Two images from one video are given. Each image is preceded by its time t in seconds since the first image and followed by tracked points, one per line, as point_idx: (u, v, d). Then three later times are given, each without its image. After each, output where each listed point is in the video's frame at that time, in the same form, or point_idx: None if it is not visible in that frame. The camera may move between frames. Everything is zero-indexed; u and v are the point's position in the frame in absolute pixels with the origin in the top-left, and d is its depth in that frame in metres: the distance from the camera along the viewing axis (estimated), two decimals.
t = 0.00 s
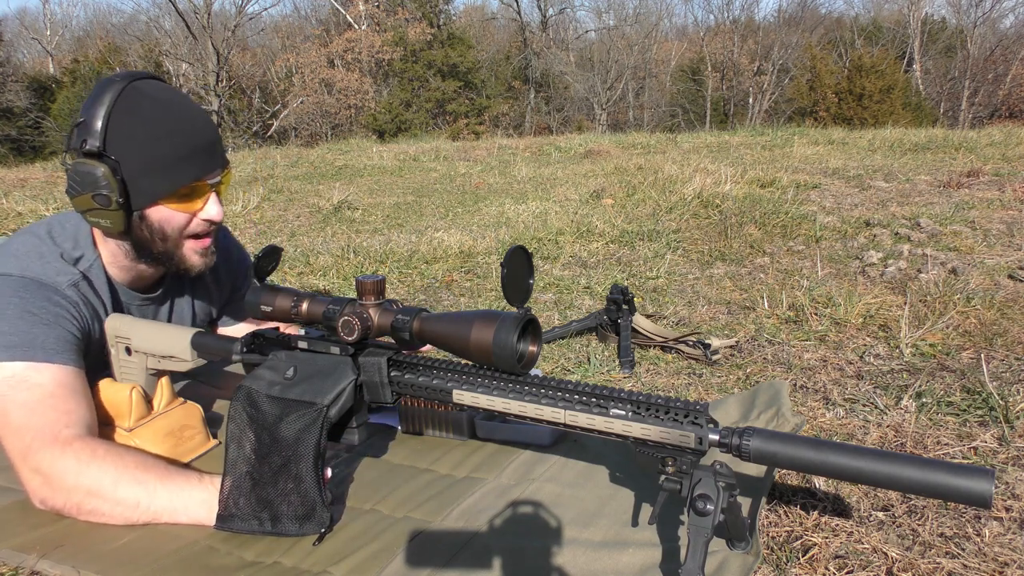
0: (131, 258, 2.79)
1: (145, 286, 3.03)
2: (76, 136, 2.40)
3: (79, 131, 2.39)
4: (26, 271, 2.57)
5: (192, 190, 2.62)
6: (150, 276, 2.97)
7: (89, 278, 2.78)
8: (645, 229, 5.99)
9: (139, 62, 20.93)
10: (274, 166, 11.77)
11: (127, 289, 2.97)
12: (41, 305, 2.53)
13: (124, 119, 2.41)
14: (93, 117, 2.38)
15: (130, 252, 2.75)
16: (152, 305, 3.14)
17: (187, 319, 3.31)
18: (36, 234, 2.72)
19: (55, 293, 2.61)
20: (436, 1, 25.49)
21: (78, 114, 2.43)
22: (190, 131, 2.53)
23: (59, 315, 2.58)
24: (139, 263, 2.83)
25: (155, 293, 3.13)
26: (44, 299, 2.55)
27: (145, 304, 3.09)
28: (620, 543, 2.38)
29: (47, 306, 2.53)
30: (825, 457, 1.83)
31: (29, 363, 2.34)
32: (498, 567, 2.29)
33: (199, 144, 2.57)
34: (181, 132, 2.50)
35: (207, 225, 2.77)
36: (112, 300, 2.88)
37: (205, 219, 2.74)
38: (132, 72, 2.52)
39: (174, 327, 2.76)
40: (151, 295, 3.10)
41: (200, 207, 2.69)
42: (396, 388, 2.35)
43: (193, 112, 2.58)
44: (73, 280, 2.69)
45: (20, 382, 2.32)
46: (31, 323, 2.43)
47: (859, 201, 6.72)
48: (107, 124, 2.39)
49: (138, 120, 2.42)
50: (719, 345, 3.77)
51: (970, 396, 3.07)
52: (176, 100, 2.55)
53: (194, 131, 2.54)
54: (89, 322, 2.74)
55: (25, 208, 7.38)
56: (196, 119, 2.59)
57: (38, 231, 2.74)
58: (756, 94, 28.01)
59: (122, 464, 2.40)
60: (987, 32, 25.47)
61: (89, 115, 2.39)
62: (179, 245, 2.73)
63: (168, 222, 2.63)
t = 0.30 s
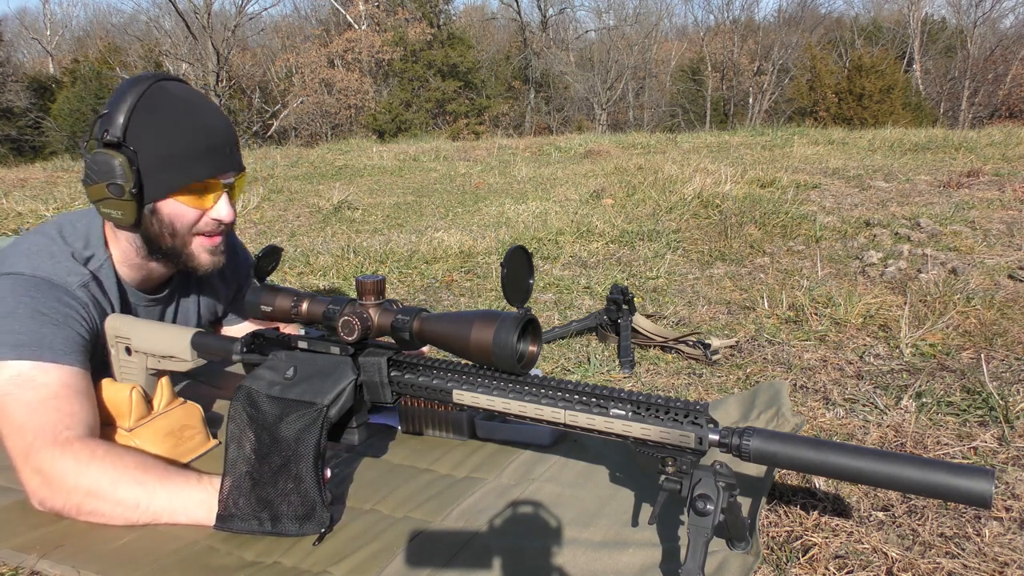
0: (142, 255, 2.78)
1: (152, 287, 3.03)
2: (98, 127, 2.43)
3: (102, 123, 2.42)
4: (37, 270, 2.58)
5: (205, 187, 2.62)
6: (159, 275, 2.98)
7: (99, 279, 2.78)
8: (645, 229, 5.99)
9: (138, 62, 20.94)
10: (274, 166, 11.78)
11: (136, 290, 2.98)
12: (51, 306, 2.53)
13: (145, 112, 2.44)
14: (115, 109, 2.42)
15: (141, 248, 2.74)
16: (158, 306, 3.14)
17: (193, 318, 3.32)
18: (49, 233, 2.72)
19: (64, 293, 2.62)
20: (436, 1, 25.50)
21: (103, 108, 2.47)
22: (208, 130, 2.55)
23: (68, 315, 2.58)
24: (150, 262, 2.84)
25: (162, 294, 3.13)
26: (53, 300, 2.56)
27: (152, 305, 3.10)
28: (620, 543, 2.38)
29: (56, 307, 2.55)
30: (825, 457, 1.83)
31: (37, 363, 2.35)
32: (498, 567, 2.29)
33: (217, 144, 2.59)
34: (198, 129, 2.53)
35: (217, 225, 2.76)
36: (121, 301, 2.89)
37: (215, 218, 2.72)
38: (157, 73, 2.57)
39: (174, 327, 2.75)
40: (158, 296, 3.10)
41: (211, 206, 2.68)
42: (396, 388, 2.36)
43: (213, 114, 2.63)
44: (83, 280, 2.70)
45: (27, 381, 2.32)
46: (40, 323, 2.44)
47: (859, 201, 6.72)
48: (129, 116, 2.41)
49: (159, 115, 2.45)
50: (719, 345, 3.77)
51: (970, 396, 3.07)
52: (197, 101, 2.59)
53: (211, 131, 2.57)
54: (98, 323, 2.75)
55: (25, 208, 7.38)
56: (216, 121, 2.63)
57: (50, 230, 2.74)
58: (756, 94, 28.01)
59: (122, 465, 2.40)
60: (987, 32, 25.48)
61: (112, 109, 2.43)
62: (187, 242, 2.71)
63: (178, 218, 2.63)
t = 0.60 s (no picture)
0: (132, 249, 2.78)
1: (152, 286, 3.02)
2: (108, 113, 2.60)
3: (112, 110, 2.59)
4: (43, 271, 2.59)
5: (177, 179, 2.57)
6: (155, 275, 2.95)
7: (104, 278, 2.79)
8: (645, 229, 5.99)
9: (139, 62, 20.99)
10: (274, 166, 11.78)
11: (139, 290, 2.98)
12: (55, 305, 2.54)
13: (142, 103, 2.54)
14: (121, 101, 2.57)
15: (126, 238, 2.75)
16: (160, 306, 3.13)
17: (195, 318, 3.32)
18: (54, 233, 2.73)
19: (70, 293, 2.63)
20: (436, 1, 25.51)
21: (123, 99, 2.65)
22: (197, 125, 2.55)
23: (73, 315, 2.59)
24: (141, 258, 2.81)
25: (165, 293, 3.12)
26: (58, 299, 2.57)
27: (155, 304, 3.09)
28: (620, 543, 2.38)
29: (61, 307, 2.55)
30: (825, 457, 1.83)
31: (43, 363, 2.36)
32: (498, 567, 2.29)
33: (201, 138, 2.56)
34: (188, 122, 2.53)
35: (188, 221, 2.66)
36: (125, 302, 2.90)
37: (181, 213, 2.63)
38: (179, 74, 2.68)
39: (174, 328, 2.75)
40: (160, 295, 3.09)
41: (177, 199, 2.60)
42: (396, 388, 2.36)
43: (214, 113, 2.64)
44: (88, 280, 2.71)
45: (30, 381, 2.32)
46: (45, 322, 2.44)
47: (859, 201, 6.72)
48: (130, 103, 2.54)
49: (154, 104, 2.53)
50: (719, 345, 3.77)
51: (970, 396, 3.07)
52: (203, 101, 2.63)
53: (199, 126, 2.56)
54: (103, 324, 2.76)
55: (25, 208, 7.38)
56: (212, 119, 2.61)
57: (55, 229, 2.75)
58: (756, 94, 28.01)
59: (122, 464, 2.40)
60: (987, 32, 25.49)
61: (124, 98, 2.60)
62: (153, 232, 2.65)
63: (148, 204, 2.61)
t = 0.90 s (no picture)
0: (121, 252, 2.76)
1: (147, 288, 3.03)
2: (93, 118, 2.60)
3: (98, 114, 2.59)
4: (31, 268, 2.59)
5: (166, 180, 2.57)
6: (144, 279, 2.95)
7: (93, 276, 2.78)
8: (645, 229, 5.99)
9: (139, 62, 21.03)
10: (274, 166, 11.78)
11: (133, 292, 2.99)
12: (45, 304, 2.53)
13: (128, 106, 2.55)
14: (106, 105, 2.57)
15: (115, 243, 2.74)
16: (157, 307, 3.14)
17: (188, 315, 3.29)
18: (42, 232, 2.72)
19: (59, 290, 2.62)
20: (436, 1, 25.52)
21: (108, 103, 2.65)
22: (184, 126, 2.56)
23: (63, 312, 2.58)
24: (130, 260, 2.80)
25: (160, 295, 3.13)
26: (47, 296, 2.56)
27: (150, 304, 3.09)
28: (620, 543, 2.38)
29: (51, 304, 2.54)
30: (826, 458, 1.83)
31: (35, 362, 2.36)
32: (498, 567, 2.29)
33: (189, 139, 2.57)
34: (174, 124, 2.54)
35: (177, 223, 2.66)
36: (115, 299, 2.89)
37: (171, 215, 2.63)
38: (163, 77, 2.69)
39: (173, 327, 2.75)
40: (158, 297, 3.11)
41: (167, 200, 2.60)
42: (396, 388, 2.36)
43: (201, 115, 2.64)
44: (77, 277, 2.70)
45: (25, 380, 2.34)
46: (34, 320, 2.43)
47: (859, 201, 6.72)
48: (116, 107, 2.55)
49: (140, 107, 2.54)
50: (719, 345, 3.77)
51: (970, 396, 3.07)
52: (189, 103, 2.64)
53: (186, 127, 2.57)
54: (94, 320, 2.75)
55: (25, 208, 7.38)
56: (200, 120, 2.63)
57: (43, 228, 2.74)
58: (756, 94, 28.02)
59: (124, 462, 2.41)
60: (987, 32, 25.49)
61: (109, 102, 2.60)
62: (143, 235, 2.64)
63: (136, 207, 2.60)
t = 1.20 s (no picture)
0: (77, 252, 2.70)
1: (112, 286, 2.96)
2: None
3: None
4: None
5: (86, 163, 2.56)
6: (108, 276, 2.88)
7: (62, 277, 2.75)
8: (645, 229, 5.99)
9: (139, 62, 21.03)
10: (274, 166, 11.78)
11: (100, 290, 2.92)
12: (17, 308, 2.52)
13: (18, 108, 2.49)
14: None
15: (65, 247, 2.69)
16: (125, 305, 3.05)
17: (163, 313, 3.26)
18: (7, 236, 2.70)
19: (29, 294, 2.60)
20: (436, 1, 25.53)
21: None
22: (77, 103, 2.53)
23: (37, 315, 2.56)
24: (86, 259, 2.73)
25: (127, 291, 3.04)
26: (16, 301, 2.54)
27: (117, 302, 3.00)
28: (620, 543, 2.38)
29: (22, 308, 2.53)
30: (827, 459, 1.83)
31: (13, 368, 2.38)
32: (498, 567, 2.29)
33: (90, 114, 2.55)
34: (66, 105, 2.50)
35: (116, 202, 2.66)
36: (81, 299, 2.84)
37: (107, 195, 2.62)
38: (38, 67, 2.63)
39: (172, 328, 2.76)
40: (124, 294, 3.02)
41: (97, 182, 2.60)
42: (396, 388, 2.36)
43: (89, 86, 2.60)
44: (45, 279, 2.67)
45: (6, 387, 2.36)
46: (7, 326, 2.43)
47: (859, 201, 6.72)
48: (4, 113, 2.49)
49: (26, 101, 2.48)
50: (719, 345, 3.77)
51: (970, 396, 3.07)
52: (70, 78, 2.58)
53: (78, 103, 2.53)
54: (67, 321, 2.73)
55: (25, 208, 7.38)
56: (92, 94, 2.59)
57: (7, 232, 2.72)
58: (756, 94, 28.03)
59: (118, 464, 2.41)
60: (987, 32, 25.50)
61: None
62: (91, 227, 2.63)
63: (73, 201, 2.58)
